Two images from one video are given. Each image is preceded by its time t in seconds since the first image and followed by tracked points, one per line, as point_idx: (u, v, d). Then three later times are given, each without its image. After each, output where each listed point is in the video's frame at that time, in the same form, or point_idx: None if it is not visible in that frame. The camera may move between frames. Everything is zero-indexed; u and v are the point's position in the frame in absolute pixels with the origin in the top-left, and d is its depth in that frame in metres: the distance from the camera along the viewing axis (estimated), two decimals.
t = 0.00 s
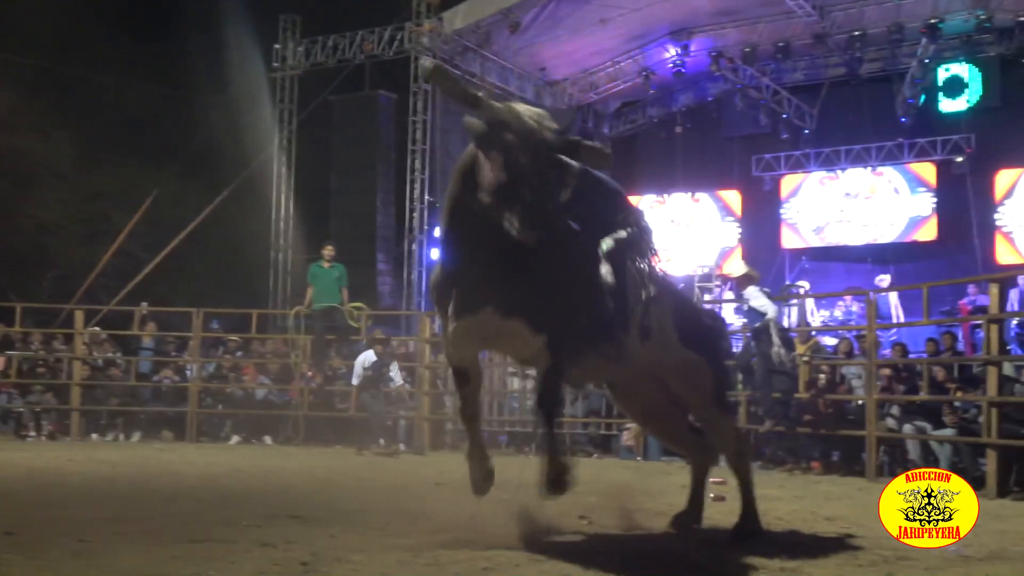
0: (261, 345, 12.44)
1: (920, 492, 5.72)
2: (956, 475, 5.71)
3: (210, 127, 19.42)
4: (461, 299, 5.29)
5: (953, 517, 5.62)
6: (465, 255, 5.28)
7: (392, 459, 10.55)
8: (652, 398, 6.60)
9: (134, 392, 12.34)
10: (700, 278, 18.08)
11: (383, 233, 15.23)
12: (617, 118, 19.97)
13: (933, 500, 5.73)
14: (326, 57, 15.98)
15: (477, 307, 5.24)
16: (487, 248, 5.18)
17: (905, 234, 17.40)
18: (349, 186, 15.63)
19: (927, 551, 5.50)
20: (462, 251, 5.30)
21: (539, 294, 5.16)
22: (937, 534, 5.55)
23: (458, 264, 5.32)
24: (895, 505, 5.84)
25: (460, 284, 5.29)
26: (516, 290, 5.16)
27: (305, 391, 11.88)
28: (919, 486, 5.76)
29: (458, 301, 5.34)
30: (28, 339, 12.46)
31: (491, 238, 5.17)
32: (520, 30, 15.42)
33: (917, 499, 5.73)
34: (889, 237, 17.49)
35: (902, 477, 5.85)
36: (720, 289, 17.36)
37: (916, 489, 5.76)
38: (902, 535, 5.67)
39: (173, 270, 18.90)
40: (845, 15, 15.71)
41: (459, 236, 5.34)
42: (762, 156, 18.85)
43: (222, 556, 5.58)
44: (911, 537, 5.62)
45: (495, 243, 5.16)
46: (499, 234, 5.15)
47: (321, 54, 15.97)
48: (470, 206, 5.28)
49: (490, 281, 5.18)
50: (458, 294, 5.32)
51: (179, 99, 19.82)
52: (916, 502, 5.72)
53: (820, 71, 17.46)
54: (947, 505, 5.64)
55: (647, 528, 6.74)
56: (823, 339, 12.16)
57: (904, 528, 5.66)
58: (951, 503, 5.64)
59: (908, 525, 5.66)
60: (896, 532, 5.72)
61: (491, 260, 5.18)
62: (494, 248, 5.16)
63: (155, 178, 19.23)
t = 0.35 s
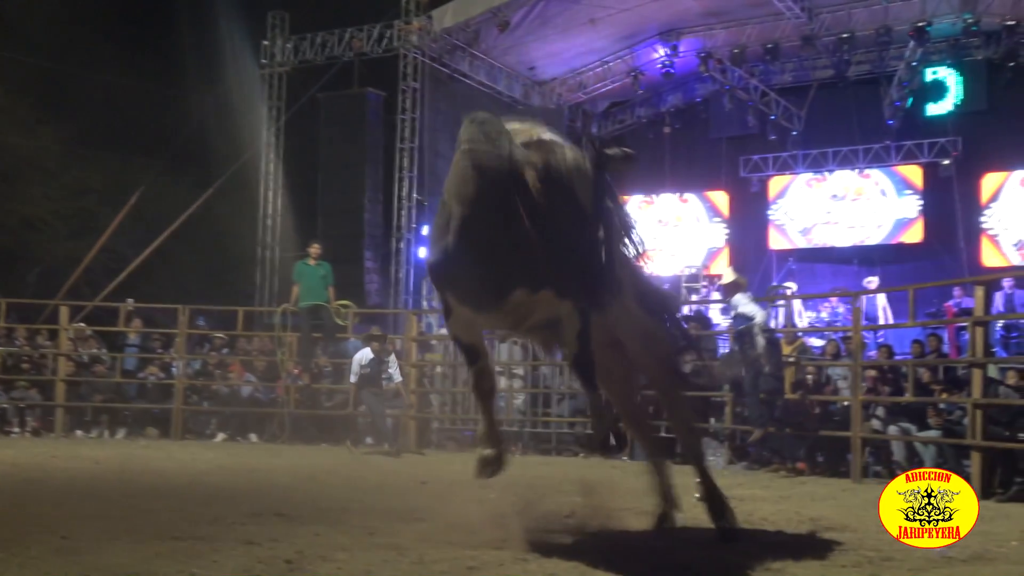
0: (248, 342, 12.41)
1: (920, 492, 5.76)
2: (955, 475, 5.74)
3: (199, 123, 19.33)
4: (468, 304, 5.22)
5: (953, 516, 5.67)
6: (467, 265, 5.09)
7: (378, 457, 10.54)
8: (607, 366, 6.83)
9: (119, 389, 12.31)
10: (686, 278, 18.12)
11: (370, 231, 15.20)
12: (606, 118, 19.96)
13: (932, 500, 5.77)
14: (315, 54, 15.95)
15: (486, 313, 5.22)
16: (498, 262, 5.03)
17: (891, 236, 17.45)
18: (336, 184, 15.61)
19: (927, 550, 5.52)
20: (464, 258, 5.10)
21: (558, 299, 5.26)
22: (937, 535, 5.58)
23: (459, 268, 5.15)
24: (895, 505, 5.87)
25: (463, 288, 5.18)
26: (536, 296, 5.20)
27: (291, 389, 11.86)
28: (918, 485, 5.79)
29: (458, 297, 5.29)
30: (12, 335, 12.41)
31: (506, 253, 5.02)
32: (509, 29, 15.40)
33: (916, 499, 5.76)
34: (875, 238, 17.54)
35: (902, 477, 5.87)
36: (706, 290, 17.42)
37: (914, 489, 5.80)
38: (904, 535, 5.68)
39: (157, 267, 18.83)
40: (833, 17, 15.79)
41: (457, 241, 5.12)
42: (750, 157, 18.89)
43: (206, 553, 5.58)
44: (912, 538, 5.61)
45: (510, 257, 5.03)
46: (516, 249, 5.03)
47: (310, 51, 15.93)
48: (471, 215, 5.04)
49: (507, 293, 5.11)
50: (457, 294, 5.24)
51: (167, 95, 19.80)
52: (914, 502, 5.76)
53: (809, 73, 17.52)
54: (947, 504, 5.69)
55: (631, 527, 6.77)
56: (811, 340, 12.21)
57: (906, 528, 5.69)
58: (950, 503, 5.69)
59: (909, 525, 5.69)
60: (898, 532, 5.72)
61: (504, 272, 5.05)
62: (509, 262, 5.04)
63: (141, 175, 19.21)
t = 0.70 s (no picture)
0: (234, 341, 12.38)
1: (920, 492, 5.70)
2: (957, 475, 5.67)
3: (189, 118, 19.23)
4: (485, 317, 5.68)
5: (953, 517, 5.63)
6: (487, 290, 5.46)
7: (367, 456, 10.53)
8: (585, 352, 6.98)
9: (105, 388, 12.26)
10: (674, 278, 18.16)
11: (358, 230, 15.17)
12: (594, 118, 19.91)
13: (932, 500, 5.72)
14: (302, 52, 15.89)
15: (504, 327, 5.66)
16: (518, 293, 5.38)
17: (878, 236, 17.52)
18: (323, 183, 15.57)
19: (928, 551, 5.51)
20: (483, 284, 5.46)
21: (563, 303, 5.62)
22: (937, 534, 5.57)
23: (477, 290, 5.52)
24: (895, 505, 5.81)
25: (486, 309, 5.59)
26: (548, 313, 5.64)
27: (278, 388, 11.84)
28: (918, 485, 5.73)
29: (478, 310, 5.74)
30: None
31: (524, 288, 5.32)
32: (498, 27, 15.36)
33: (916, 499, 5.71)
34: (863, 239, 17.61)
35: (901, 477, 5.80)
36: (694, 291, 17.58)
37: (914, 488, 5.74)
38: (903, 535, 5.64)
39: (144, 264, 18.75)
40: (821, 18, 15.81)
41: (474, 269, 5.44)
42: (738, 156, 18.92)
43: (193, 552, 5.56)
44: (912, 538, 5.58)
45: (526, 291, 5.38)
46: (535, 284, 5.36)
47: (298, 49, 15.87)
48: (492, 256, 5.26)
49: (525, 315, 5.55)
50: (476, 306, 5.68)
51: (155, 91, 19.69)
52: (915, 502, 5.71)
53: (796, 74, 17.55)
54: (947, 504, 5.64)
55: (618, 524, 6.80)
56: (798, 340, 12.24)
57: (905, 528, 5.64)
58: (950, 503, 5.64)
59: (908, 525, 5.64)
60: (897, 531, 5.68)
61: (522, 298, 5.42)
62: (526, 294, 5.39)
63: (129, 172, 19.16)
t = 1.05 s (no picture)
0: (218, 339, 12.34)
1: (920, 492, 5.71)
2: (957, 477, 5.68)
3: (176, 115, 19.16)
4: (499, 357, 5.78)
5: (952, 516, 5.65)
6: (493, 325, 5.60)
7: (351, 454, 10.52)
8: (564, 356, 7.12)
9: (88, 385, 12.21)
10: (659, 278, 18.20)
11: (343, 228, 15.14)
12: (580, 117, 19.89)
13: (932, 500, 5.73)
14: (288, 49, 15.83)
15: (521, 362, 5.76)
16: (522, 323, 5.50)
17: (862, 238, 17.57)
18: (309, 180, 15.53)
19: (928, 550, 5.54)
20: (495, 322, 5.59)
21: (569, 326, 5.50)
22: (937, 534, 5.58)
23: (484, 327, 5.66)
24: (894, 505, 5.80)
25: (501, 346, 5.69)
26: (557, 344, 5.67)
27: (262, 385, 11.81)
28: (916, 486, 5.75)
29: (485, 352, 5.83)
30: None
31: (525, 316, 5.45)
32: (485, 27, 15.28)
33: (914, 500, 5.71)
34: (847, 240, 17.65)
35: (901, 477, 5.82)
36: (677, 290, 17.81)
37: (913, 489, 5.74)
38: (902, 535, 5.66)
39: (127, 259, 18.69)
40: (808, 20, 15.84)
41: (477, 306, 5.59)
42: (722, 157, 18.96)
43: (176, 551, 5.55)
44: (911, 539, 5.61)
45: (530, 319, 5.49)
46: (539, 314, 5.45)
47: (284, 46, 15.80)
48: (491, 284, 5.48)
49: (536, 345, 5.66)
50: (488, 347, 5.76)
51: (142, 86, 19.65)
52: (913, 502, 5.71)
53: (782, 76, 17.58)
54: (946, 505, 5.64)
55: (600, 523, 6.83)
56: (782, 341, 12.28)
57: (903, 528, 5.66)
58: (949, 503, 5.64)
59: (907, 526, 5.66)
60: (896, 532, 5.68)
61: (528, 328, 5.54)
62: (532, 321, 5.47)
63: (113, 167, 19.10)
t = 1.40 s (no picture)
0: (202, 337, 12.29)
1: (920, 491, 5.60)
2: (958, 476, 5.53)
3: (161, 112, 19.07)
4: (514, 404, 5.48)
5: (953, 515, 5.58)
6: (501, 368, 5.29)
7: (335, 453, 10.49)
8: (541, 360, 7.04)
9: (70, 383, 12.13)
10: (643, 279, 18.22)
11: (328, 226, 15.09)
12: (566, 118, 19.87)
13: (933, 500, 5.62)
14: (274, 47, 15.79)
15: (522, 404, 5.43)
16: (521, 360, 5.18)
17: (846, 240, 17.63)
18: (294, 179, 15.49)
19: (927, 550, 5.54)
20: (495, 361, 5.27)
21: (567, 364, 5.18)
22: (937, 534, 5.55)
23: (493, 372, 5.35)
24: (895, 505, 5.73)
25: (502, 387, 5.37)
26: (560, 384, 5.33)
27: (246, 384, 11.77)
28: (919, 485, 5.61)
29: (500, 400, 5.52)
30: None
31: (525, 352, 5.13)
32: (471, 26, 15.27)
33: (915, 499, 5.63)
34: (831, 242, 17.71)
35: (902, 476, 5.70)
36: (663, 291, 17.84)
37: (914, 489, 5.63)
38: (902, 534, 5.64)
39: (110, 258, 18.60)
40: (793, 22, 15.89)
41: (481, 350, 5.28)
42: (707, 158, 19.01)
43: (158, 550, 5.52)
44: (912, 538, 5.58)
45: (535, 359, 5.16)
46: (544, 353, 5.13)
47: (270, 44, 15.75)
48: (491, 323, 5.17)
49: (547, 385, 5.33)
50: (503, 394, 5.45)
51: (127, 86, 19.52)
52: (914, 502, 5.62)
53: (768, 77, 17.63)
54: (945, 505, 5.56)
55: (586, 522, 6.84)
56: (766, 341, 12.32)
57: (903, 526, 5.63)
58: (949, 503, 5.56)
59: (907, 525, 5.63)
60: (896, 532, 5.65)
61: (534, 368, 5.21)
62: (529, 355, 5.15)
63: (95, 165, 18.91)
